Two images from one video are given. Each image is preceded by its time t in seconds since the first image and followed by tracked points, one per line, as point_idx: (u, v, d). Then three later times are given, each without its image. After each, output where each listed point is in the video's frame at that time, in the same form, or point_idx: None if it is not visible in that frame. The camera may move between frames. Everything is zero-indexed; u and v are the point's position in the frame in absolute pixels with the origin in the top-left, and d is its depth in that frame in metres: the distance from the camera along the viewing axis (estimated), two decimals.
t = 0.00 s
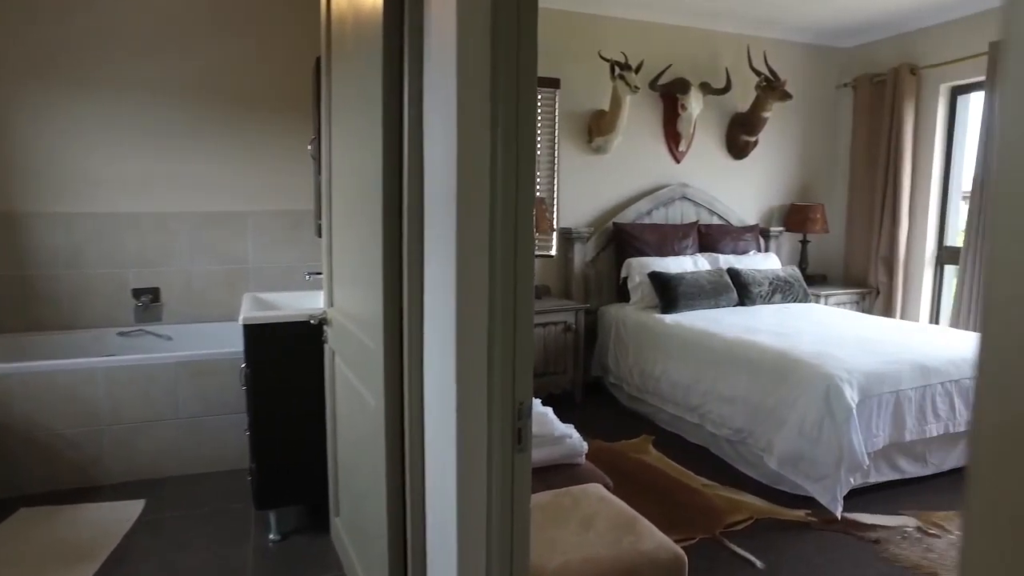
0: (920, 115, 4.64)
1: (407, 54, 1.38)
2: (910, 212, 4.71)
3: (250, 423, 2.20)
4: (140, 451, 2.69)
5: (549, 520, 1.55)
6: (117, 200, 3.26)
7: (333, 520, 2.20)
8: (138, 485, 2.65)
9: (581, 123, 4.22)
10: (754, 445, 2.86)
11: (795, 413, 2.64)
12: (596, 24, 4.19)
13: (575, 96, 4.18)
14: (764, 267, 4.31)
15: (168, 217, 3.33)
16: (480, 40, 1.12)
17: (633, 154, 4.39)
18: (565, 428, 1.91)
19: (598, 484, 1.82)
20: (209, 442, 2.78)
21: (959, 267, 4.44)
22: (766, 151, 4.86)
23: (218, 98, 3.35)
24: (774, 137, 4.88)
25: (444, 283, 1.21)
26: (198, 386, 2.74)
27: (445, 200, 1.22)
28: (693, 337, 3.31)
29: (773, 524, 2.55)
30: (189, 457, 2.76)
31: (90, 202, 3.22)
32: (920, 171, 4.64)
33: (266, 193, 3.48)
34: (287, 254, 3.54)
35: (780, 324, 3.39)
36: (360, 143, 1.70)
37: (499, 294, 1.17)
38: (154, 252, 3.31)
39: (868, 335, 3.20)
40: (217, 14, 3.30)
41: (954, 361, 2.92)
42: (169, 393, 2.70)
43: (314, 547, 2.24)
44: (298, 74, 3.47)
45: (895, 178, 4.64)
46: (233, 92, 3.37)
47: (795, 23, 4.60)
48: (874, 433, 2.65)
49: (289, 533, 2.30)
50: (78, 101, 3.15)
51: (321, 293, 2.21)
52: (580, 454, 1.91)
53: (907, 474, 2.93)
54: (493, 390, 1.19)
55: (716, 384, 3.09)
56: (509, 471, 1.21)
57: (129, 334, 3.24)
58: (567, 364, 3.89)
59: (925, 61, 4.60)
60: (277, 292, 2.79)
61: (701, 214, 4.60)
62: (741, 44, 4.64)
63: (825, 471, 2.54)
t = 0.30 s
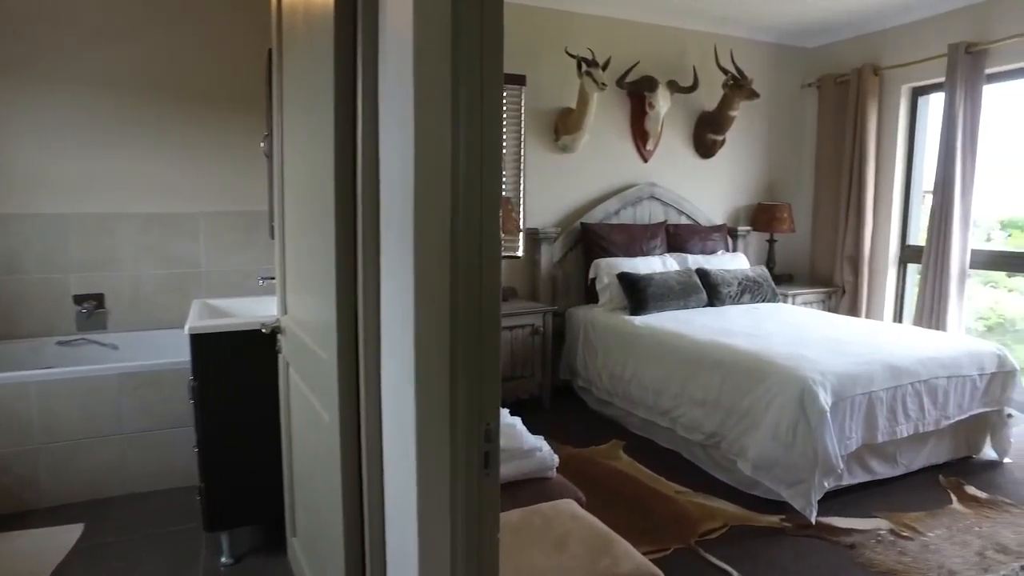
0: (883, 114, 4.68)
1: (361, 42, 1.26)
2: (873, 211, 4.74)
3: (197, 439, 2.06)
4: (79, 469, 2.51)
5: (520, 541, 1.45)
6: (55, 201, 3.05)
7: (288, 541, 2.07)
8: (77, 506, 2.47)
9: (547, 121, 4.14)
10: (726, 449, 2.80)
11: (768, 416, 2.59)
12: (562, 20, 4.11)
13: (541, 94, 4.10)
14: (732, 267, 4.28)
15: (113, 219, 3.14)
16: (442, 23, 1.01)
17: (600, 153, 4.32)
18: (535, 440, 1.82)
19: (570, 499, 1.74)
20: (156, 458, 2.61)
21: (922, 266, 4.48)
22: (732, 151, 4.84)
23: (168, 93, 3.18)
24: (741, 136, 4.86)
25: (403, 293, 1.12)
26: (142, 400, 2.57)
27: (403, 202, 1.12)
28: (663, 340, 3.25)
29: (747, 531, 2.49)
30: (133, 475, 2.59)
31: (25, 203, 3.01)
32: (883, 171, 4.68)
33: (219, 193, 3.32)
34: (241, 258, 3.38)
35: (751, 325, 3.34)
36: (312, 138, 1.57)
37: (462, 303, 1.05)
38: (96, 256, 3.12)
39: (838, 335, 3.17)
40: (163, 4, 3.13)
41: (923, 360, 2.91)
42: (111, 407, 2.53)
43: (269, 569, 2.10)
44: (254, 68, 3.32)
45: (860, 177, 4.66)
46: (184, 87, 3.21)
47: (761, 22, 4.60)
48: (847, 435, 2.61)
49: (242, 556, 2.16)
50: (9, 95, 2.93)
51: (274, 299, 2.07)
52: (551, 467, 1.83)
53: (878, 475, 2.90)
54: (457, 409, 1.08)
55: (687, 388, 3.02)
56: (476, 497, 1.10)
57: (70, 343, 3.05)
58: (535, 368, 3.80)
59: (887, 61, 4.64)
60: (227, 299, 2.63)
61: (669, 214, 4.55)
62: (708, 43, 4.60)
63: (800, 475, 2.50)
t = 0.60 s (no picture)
0: (847, 115, 4.71)
1: (312, 31, 1.17)
2: (838, 210, 4.76)
3: (144, 456, 1.94)
4: (17, 489, 2.36)
5: (486, 562, 1.37)
6: None
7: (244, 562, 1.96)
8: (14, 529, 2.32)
9: (513, 121, 4.07)
10: (697, 453, 2.76)
11: (739, 420, 2.56)
12: (527, 17, 4.04)
13: (506, 92, 4.03)
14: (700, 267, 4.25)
15: (55, 222, 2.97)
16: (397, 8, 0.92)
17: (568, 153, 4.26)
18: (503, 452, 1.75)
19: (540, 513, 1.67)
20: (103, 474, 2.47)
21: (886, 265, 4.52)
22: (699, 151, 4.83)
23: (116, 89, 3.03)
24: (708, 136, 4.85)
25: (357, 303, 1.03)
26: (86, 414, 2.42)
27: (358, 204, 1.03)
28: (633, 343, 3.20)
29: (719, 537, 2.45)
30: (77, 493, 2.44)
31: None
32: (847, 171, 4.71)
33: (172, 193, 3.19)
34: (194, 262, 3.24)
35: (721, 327, 3.31)
36: (263, 135, 1.47)
37: (421, 314, 0.96)
38: (37, 261, 2.95)
39: (806, 336, 3.16)
40: None
41: (890, 360, 2.91)
42: (52, 422, 2.38)
43: None
44: (206, 63, 3.19)
45: (825, 177, 4.69)
46: (133, 82, 3.07)
47: (727, 22, 4.59)
48: (818, 437, 2.59)
49: None
50: None
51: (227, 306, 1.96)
52: (520, 480, 1.76)
53: (848, 475, 2.88)
54: (416, 426, 0.99)
55: (657, 391, 2.98)
56: (437, 523, 1.01)
57: (9, 354, 2.87)
58: (503, 372, 3.72)
59: (850, 61, 4.67)
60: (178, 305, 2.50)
61: (637, 214, 4.52)
62: (674, 42, 4.58)
63: (772, 478, 2.46)
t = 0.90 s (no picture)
0: (815, 114, 4.70)
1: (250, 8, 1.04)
2: (808, 210, 4.75)
3: (82, 476, 1.80)
4: None
5: None
6: None
7: None
8: None
9: (481, 118, 3.97)
10: (672, 459, 2.69)
11: (715, 426, 2.49)
12: (495, 13, 3.95)
13: (474, 90, 3.93)
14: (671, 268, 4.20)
15: None
16: None
17: (537, 152, 4.18)
18: (471, 466, 1.65)
19: (510, 531, 1.58)
20: (44, 493, 2.32)
21: (855, 266, 4.52)
22: (670, 151, 4.79)
23: (59, 83, 2.86)
24: (678, 136, 4.81)
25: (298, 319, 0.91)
26: (24, 429, 2.27)
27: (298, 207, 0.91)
28: (606, 347, 3.12)
29: (695, 546, 2.38)
30: (13, 514, 2.28)
31: None
32: (817, 171, 4.70)
33: (122, 193, 3.03)
34: (145, 266, 3.08)
35: (694, 329, 3.25)
36: (205, 127, 1.35)
37: (371, 331, 0.85)
38: None
39: (779, 337, 3.11)
40: None
41: (864, 362, 2.87)
42: None
43: None
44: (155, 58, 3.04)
45: (794, 177, 4.67)
46: (76, 75, 2.90)
47: (696, 20, 4.55)
48: (793, 441, 2.54)
49: None
50: None
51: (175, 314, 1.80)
52: (490, 496, 1.66)
53: (823, 479, 2.84)
54: (368, 454, 0.87)
55: (631, 396, 2.90)
56: (390, 563, 0.89)
57: None
58: (472, 377, 3.62)
59: (818, 61, 4.66)
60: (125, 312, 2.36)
61: (608, 214, 4.45)
62: (644, 40, 4.53)
63: (748, 486, 2.40)
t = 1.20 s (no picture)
0: (792, 114, 4.67)
1: None
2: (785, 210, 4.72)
3: (21, 493, 1.69)
4: None
5: None
6: None
7: None
8: None
9: (455, 117, 3.87)
10: (651, 467, 2.61)
11: (695, 434, 2.42)
12: (469, 8, 3.85)
13: (447, 87, 3.83)
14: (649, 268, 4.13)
15: None
16: None
17: (512, 151, 4.09)
18: (439, 484, 1.56)
19: (480, 553, 1.48)
20: None
21: (832, 266, 4.49)
22: (647, 151, 4.72)
23: (6, 75, 2.71)
24: (655, 135, 4.75)
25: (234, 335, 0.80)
26: None
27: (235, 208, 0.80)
28: (583, 351, 3.03)
29: (674, 557, 2.31)
30: None
31: None
32: (794, 171, 4.66)
33: (75, 193, 2.88)
34: (101, 270, 2.93)
35: (672, 333, 3.17)
36: (145, 122, 1.23)
37: (313, 350, 0.74)
38: None
39: (759, 341, 3.05)
40: None
41: (845, 365, 2.82)
42: None
43: None
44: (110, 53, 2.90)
45: (772, 177, 4.64)
46: (26, 70, 2.75)
47: (673, 18, 4.49)
48: (775, 447, 2.48)
49: None
50: None
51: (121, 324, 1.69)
52: (459, 515, 1.56)
53: (804, 484, 2.78)
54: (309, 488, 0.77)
55: (608, 402, 2.82)
56: None
57: None
58: (446, 383, 3.52)
59: (795, 61, 4.62)
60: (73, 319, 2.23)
61: (584, 214, 4.37)
62: (621, 38, 4.46)
63: (730, 495, 2.33)
